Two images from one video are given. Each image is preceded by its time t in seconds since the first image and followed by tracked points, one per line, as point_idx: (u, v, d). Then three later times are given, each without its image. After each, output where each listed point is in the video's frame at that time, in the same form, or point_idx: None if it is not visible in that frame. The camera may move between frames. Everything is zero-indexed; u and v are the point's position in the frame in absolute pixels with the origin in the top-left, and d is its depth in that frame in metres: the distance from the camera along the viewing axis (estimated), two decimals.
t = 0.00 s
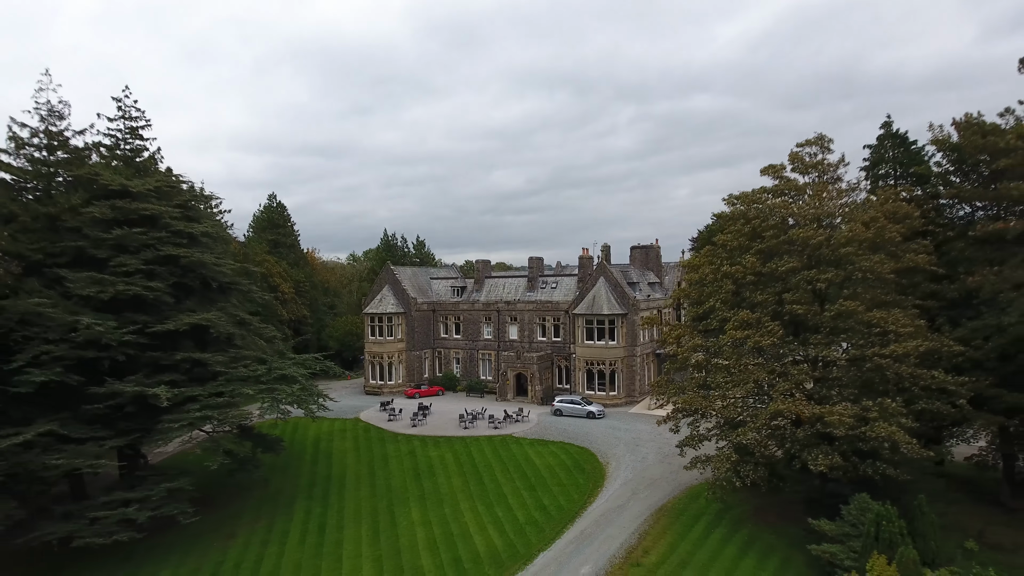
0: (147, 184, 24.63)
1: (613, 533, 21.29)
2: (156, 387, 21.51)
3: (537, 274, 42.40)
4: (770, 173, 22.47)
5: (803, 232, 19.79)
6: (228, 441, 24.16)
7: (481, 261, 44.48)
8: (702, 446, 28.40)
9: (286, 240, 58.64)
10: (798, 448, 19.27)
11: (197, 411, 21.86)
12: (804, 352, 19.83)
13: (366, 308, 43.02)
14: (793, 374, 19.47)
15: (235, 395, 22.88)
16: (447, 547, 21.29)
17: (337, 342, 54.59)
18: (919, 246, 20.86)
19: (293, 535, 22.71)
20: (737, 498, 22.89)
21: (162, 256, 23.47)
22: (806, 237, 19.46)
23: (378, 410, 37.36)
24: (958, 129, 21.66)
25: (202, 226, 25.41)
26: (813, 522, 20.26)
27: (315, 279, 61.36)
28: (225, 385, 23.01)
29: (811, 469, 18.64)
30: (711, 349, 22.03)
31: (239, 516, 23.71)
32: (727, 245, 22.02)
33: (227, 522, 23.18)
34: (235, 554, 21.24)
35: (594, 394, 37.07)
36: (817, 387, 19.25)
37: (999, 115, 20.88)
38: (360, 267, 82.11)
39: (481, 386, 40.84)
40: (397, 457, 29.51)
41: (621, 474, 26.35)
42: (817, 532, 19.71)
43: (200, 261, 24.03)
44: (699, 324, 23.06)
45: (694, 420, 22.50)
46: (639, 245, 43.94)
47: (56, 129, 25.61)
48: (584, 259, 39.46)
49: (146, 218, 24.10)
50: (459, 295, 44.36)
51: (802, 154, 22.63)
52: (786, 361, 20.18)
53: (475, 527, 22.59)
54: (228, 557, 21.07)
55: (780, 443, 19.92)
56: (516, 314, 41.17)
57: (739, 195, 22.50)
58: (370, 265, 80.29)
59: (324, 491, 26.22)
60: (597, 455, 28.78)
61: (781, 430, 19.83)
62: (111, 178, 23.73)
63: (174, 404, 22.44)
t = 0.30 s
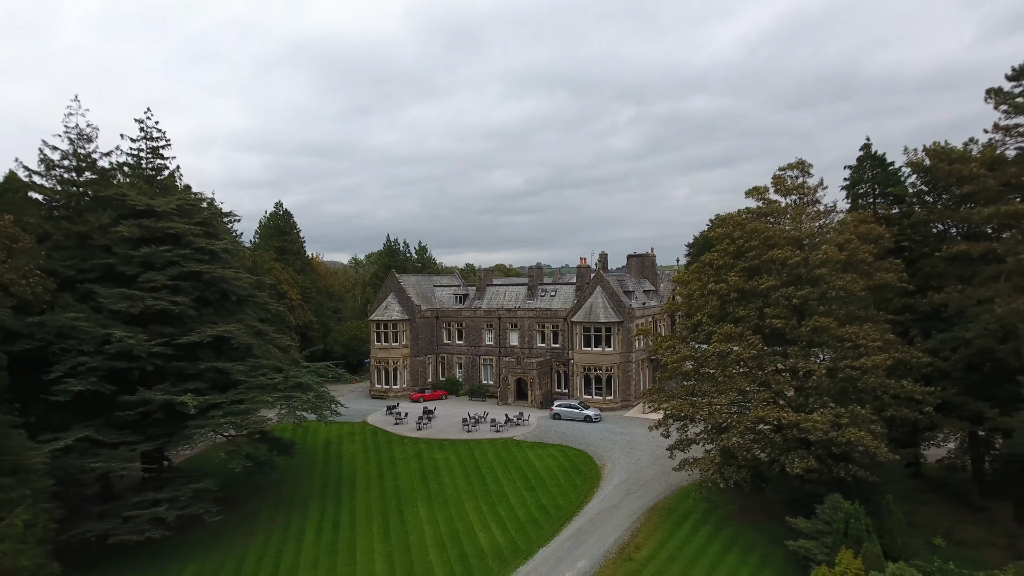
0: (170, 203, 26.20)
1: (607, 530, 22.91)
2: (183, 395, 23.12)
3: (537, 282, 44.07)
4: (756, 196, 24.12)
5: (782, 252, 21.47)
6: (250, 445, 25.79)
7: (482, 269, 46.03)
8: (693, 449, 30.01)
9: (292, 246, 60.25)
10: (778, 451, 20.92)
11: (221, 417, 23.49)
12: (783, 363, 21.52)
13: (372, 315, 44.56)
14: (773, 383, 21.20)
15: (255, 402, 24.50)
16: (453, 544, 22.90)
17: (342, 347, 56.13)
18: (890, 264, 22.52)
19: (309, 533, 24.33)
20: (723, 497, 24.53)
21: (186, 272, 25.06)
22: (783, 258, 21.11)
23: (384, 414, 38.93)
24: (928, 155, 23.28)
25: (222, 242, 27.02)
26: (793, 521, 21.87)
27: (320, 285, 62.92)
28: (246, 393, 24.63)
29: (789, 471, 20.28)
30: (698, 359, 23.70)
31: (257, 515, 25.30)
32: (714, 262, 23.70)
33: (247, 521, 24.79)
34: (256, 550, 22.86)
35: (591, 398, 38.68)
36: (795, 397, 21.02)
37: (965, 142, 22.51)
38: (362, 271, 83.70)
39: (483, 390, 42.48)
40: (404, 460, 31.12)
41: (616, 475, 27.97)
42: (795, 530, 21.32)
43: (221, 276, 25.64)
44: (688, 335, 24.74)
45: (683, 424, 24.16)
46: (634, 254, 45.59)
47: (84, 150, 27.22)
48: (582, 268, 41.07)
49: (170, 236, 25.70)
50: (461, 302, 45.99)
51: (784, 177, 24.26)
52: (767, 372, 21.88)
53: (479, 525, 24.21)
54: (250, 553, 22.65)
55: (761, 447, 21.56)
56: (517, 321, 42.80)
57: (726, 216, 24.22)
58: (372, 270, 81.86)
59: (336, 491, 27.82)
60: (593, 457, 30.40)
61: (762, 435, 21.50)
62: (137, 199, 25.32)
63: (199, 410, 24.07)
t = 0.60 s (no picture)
0: (192, 218, 27.84)
1: (603, 526, 24.60)
2: (207, 400, 24.77)
3: (536, 288, 45.78)
4: (741, 213, 25.81)
5: (764, 268, 23.22)
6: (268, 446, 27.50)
7: (484, 275, 47.70)
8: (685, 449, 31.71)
9: (298, 251, 61.84)
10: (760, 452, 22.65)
11: (242, 420, 25.16)
12: (765, 371, 23.22)
13: (377, 320, 46.22)
14: (756, 391, 23.02)
15: (274, 406, 26.17)
16: (459, 539, 24.58)
17: (347, 349, 57.77)
18: (865, 278, 24.22)
19: (324, 528, 26.01)
20: (711, 495, 26.22)
21: (208, 284, 26.70)
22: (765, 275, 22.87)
23: (391, 415, 40.60)
24: (901, 176, 24.89)
25: (240, 255, 28.66)
26: (775, 516, 23.57)
27: (325, 288, 64.51)
28: (265, 398, 26.30)
29: (770, 470, 22.00)
30: (687, 366, 25.41)
31: (275, 512, 26.98)
32: (701, 275, 25.39)
33: (266, 517, 26.48)
34: (276, 544, 24.55)
35: (589, 400, 40.39)
36: (776, 405, 22.88)
37: (936, 165, 24.15)
38: (365, 275, 85.20)
39: (485, 392, 44.19)
40: (411, 459, 32.80)
41: (612, 474, 29.65)
42: (776, 525, 23.03)
43: (240, 287, 27.29)
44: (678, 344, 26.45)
45: (673, 428, 25.91)
46: (631, 260, 47.33)
47: (109, 168, 28.85)
48: (580, 275, 42.72)
49: (193, 250, 27.33)
50: (463, 307, 47.67)
51: (768, 196, 26.01)
52: (751, 380, 23.68)
53: (483, 521, 25.88)
54: (270, 547, 24.34)
55: (746, 448, 23.28)
56: (517, 325, 44.50)
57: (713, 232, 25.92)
58: (374, 273, 83.43)
59: (348, 490, 29.49)
60: (591, 457, 32.08)
61: (746, 437, 23.24)
62: (161, 215, 26.94)
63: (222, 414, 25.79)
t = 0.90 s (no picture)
0: (212, 232, 29.48)
1: (599, 522, 26.31)
2: (229, 404, 26.47)
3: (536, 294, 47.44)
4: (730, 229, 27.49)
5: (749, 283, 24.95)
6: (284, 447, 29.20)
7: (486, 281, 49.37)
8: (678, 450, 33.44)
9: (304, 256, 63.44)
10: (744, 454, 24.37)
11: (262, 424, 26.88)
12: (749, 378, 24.97)
13: (383, 325, 47.90)
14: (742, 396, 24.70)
15: (291, 410, 27.87)
16: (465, 534, 26.29)
17: (352, 352, 59.44)
18: (844, 291, 25.90)
19: (338, 525, 27.72)
20: (701, 493, 27.93)
21: (228, 295, 28.35)
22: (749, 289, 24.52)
23: (397, 417, 42.31)
24: (879, 195, 26.47)
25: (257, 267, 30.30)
26: (759, 513, 25.30)
27: (330, 292, 66.15)
28: (282, 402, 27.99)
29: (754, 471, 23.72)
30: (678, 373, 27.14)
31: (291, 509, 28.69)
32: (692, 288, 27.08)
33: (283, 514, 28.20)
34: (293, 539, 26.28)
35: (587, 402, 42.12)
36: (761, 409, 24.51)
37: (911, 185, 25.72)
38: (369, 277, 86.80)
39: (487, 395, 45.94)
40: (417, 460, 34.50)
41: (608, 473, 31.34)
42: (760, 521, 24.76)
43: (259, 298, 28.95)
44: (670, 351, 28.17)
45: (665, 430, 27.62)
46: (628, 266, 49.02)
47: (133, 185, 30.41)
48: (579, 282, 44.37)
49: (213, 263, 28.97)
50: (466, 312, 49.38)
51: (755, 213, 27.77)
52: (737, 385, 25.35)
53: (487, 518, 27.58)
54: (289, 542, 26.06)
55: (732, 449, 24.99)
56: (518, 330, 46.21)
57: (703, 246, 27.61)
58: (377, 276, 85.03)
59: (359, 488, 31.19)
60: (588, 457, 33.77)
61: (732, 439, 24.96)
62: (184, 230, 28.57)
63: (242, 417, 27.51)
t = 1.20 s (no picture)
0: (230, 241, 31.19)
1: (595, 513, 28.16)
2: (249, 403, 28.30)
3: (537, 295, 49.19)
4: (720, 239, 29.30)
5: (735, 291, 26.80)
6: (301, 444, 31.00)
7: (488, 282, 51.11)
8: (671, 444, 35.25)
9: (311, 257, 65.15)
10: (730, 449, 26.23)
11: (280, 421, 28.70)
12: (735, 378, 26.83)
13: (389, 325, 49.64)
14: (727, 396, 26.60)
15: (306, 409, 29.68)
16: (471, 524, 28.15)
17: (358, 350, 61.25)
18: (825, 298, 27.67)
19: (350, 515, 29.56)
20: (692, 486, 29.77)
21: (246, 300, 30.10)
22: (736, 297, 26.35)
23: (403, 413, 44.14)
24: (858, 207, 28.16)
25: (272, 273, 32.03)
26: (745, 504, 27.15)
27: (336, 291, 67.91)
28: (297, 401, 29.78)
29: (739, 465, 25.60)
30: (670, 373, 28.99)
31: (306, 501, 30.54)
32: (683, 294, 28.96)
33: (299, 505, 30.06)
34: (310, 529, 28.14)
35: (585, 399, 43.93)
36: (746, 407, 26.41)
37: (888, 198, 27.41)
38: (373, 276, 88.51)
39: (489, 392, 47.78)
40: (424, 454, 36.34)
41: (604, 467, 33.18)
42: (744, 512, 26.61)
43: (275, 303, 30.71)
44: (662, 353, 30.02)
45: (658, 427, 29.50)
46: (625, 267, 50.81)
47: (155, 195, 32.12)
48: (577, 283, 46.08)
49: (232, 270, 30.71)
50: (469, 312, 51.16)
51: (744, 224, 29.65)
52: (724, 386, 27.18)
53: (490, 509, 29.44)
54: (306, 531, 27.92)
55: (719, 445, 26.83)
56: (519, 330, 48.00)
57: (695, 255, 29.47)
58: (380, 274, 86.66)
59: (369, 482, 33.00)
60: (586, 452, 35.61)
61: (719, 435, 26.82)
62: (204, 239, 30.29)
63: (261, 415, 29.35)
